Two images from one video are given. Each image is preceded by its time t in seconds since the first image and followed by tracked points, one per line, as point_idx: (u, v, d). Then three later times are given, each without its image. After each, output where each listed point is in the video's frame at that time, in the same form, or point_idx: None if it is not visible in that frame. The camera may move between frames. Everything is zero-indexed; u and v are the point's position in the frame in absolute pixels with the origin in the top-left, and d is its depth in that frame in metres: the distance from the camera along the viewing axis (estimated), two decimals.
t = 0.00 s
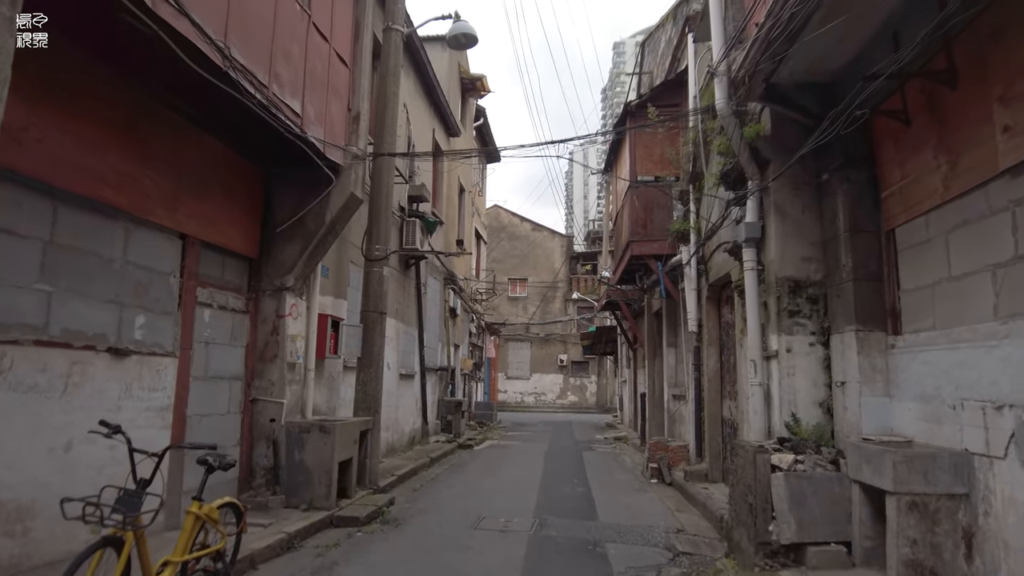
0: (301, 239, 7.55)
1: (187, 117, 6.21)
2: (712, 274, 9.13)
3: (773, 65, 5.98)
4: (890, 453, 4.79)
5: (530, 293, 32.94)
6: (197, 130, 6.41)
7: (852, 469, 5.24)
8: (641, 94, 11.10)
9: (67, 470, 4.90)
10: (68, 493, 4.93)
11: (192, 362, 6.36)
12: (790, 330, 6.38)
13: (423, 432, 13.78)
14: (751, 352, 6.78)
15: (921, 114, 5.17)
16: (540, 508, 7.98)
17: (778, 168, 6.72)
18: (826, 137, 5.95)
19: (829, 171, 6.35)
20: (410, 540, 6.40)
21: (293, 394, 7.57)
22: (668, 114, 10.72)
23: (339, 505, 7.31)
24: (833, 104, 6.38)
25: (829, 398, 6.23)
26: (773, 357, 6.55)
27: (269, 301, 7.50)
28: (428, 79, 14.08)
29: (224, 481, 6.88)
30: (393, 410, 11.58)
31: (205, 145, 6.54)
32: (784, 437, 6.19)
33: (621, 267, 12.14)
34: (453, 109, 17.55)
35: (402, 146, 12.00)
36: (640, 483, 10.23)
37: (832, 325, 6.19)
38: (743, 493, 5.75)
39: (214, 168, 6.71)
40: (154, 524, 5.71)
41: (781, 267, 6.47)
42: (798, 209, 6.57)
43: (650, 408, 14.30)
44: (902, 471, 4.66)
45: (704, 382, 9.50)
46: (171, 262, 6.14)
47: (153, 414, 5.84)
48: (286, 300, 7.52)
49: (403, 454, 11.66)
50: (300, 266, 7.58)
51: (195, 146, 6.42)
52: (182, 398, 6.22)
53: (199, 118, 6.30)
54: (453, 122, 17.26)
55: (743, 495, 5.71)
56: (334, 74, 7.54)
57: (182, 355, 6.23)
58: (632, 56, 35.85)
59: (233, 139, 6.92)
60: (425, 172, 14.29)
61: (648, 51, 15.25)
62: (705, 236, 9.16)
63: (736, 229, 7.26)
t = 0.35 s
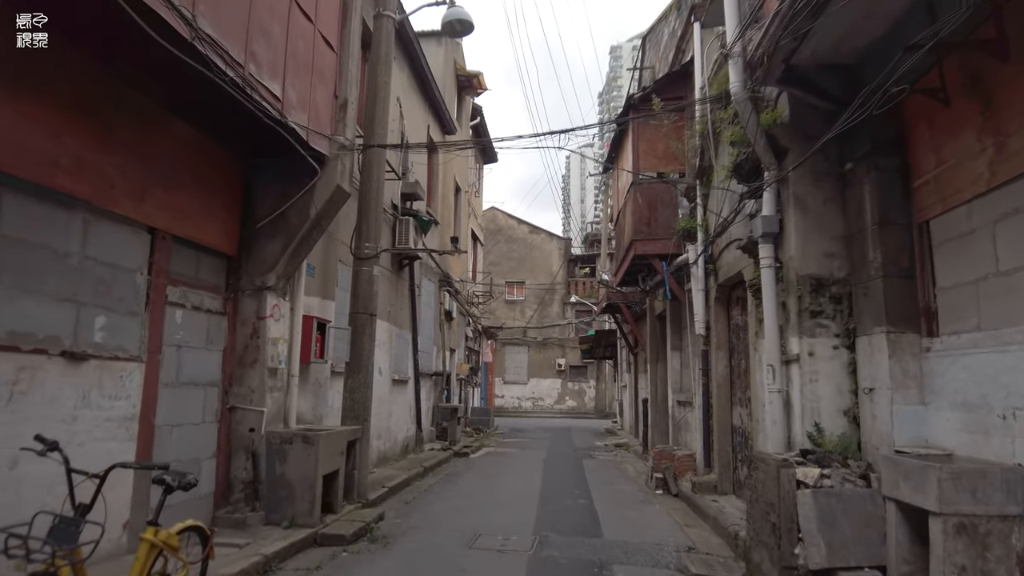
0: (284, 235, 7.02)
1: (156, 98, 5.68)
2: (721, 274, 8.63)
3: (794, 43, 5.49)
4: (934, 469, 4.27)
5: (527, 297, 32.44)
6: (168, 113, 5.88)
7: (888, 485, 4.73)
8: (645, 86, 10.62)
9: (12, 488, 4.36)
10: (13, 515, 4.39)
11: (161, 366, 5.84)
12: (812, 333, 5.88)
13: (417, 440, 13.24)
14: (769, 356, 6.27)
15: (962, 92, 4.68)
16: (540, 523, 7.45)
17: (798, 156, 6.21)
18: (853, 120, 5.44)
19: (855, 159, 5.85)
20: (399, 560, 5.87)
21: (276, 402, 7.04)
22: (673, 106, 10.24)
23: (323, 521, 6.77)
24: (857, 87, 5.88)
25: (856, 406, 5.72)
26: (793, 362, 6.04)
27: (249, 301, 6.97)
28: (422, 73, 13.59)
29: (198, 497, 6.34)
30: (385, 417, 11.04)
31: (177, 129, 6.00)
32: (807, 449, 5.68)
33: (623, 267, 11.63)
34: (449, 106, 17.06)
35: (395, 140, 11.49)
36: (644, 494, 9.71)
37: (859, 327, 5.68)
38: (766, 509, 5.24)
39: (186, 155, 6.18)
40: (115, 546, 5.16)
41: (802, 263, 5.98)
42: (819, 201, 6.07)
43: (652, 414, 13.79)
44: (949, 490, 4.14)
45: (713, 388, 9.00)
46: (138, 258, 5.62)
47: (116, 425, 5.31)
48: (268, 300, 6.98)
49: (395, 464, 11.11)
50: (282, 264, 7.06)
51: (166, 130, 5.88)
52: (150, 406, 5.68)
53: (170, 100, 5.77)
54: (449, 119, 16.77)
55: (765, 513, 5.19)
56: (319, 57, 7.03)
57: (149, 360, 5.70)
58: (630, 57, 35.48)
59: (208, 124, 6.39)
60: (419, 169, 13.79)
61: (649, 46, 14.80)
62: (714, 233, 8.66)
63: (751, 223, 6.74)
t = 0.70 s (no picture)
0: (268, 226, 6.51)
1: (132, 72, 5.18)
2: (737, 270, 8.12)
3: (825, 11, 5.00)
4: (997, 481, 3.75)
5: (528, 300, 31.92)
6: (148, 90, 5.38)
7: (937, 499, 4.20)
8: (653, 75, 10.13)
9: None
10: None
11: (130, 367, 5.32)
12: (843, 329, 5.35)
13: (414, 446, 12.71)
14: (794, 356, 5.74)
15: (1019, 58, 4.19)
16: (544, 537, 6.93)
17: (826, 137, 5.68)
18: (898, 87, 4.87)
19: (890, 139, 5.33)
20: None
21: (259, 406, 6.52)
22: (683, 96, 9.75)
23: (309, 535, 6.24)
24: (892, 61, 5.38)
25: (893, 409, 5.19)
26: (822, 363, 5.51)
27: (230, 297, 6.45)
28: (420, 65, 13.11)
29: (174, 509, 5.82)
30: (380, 423, 10.51)
31: (154, 108, 5.49)
32: (839, 457, 5.15)
33: (630, 266, 11.12)
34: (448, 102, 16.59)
35: (390, 132, 10.98)
36: (653, 504, 9.18)
37: (896, 323, 5.16)
38: (797, 525, 4.71)
39: (162, 137, 5.65)
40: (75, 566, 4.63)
41: (832, 253, 5.47)
42: (849, 187, 5.56)
43: (659, 419, 13.26)
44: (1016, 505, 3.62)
45: (727, 391, 8.48)
46: (104, 246, 5.11)
47: (78, 431, 4.79)
48: (250, 295, 6.47)
49: (391, 472, 10.57)
50: (266, 257, 6.55)
51: (144, 108, 5.38)
52: (117, 411, 5.17)
53: (148, 76, 5.28)
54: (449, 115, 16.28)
55: (799, 530, 4.66)
56: (306, 34, 6.51)
57: (117, 360, 5.18)
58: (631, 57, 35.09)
59: (190, 107, 5.88)
60: (416, 165, 13.29)
61: (654, 38, 14.32)
62: (728, 226, 8.14)
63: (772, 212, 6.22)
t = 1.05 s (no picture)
0: (245, 213, 5.96)
1: (89, 41, 4.68)
2: (751, 264, 7.59)
3: None
4: None
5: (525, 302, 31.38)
6: (141, 85, 5.23)
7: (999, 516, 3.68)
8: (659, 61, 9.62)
9: None
10: None
11: (86, 367, 4.78)
12: (879, 325, 4.83)
13: (407, 452, 12.16)
14: (823, 355, 5.21)
15: None
16: (546, 552, 6.38)
17: (858, 114, 5.14)
18: (948, 49, 4.26)
19: (932, 114, 4.81)
20: None
21: (235, 411, 5.96)
22: (691, 82, 9.23)
23: (289, 552, 5.69)
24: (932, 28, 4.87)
25: (935, 414, 4.67)
26: (854, 362, 4.98)
27: (203, 292, 5.91)
28: (415, 55, 12.58)
29: (137, 524, 5.26)
30: (370, 428, 9.95)
31: (146, 101, 5.31)
32: (877, 467, 4.61)
33: (635, 264, 10.57)
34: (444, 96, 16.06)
35: (381, 122, 10.44)
36: (660, 514, 8.64)
37: (940, 317, 4.64)
38: (833, 545, 4.18)
39: (128, 115, 5.16)
40: None
41: (865, 241, 4.95)
42: (884, 169, 5.05)
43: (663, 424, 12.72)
44: None
45: (739, 394, 7.95)
46: (55, 231, 4.56)
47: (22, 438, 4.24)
48: (225, 290, 5.92)
49: (382, 480, 10.02)
50: (243, 247, 6.00)
51: (136, 103, 5.22)
52: (71, 415, 4.62)
53: (107, 45, 4.78)
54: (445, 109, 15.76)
55: (835, 550, 4.12)
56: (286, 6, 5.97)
57: (70, 358, 4.63)
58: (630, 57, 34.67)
59: (176, 96, 5.66)
60: (410, 158, 12.74)
61: (657, 28, 13.82)
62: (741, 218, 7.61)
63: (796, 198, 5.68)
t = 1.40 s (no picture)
0: (221, 200, 5.44)
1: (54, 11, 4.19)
2: (769, 259, 7.07)
3: None
4: None
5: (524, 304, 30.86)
6: (145, 88, 5.15)
7: None
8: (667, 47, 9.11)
9: None
10: None
11: (35, 367, 4.25)
12: (925, 320, 4.31)
13: (402, 459, 11.61)
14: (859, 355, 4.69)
15: None
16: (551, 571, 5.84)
17: (898, 87, 4.63)
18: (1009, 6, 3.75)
19: (983, 85, 4.30)
20: None
21: (209, 417, 5.43)
22: (702, 67, 8.73)
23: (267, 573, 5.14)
24: None
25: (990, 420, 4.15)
26: (895, 362, 4.46)
27: (173, 286, 5.37)
28: (410, 44, 12.07)
29: (96, 544, 4.71)
30: (362, 435, 9.41)
31: (115, 78, 4.82)
32: (926, 481, 4.08)
33: (641, 261, 10.03)
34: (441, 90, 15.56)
35: (374, 111, 9.91)
36: (669, 526, 8.10)
37: (996, 311, 4.13)
38: (882, 571, 3.66)
39: (96, 94, 4.68)
40: None
41: (908, 228, 4.43)
42: (927, 148, 4.54)
43: (669, 430, 12.18)
44: None
45: (755, 398, 7.42)
46: None
47: None
48: (197, 284, 5.39)
49: (374, 489, 9.48)
50: (218, 238, 5.48)
51: (141, 107, 5.14)
52: (16, 423, 4.09)
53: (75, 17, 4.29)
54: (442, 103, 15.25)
55: None
56: None
57: (15, 358, 4.10)
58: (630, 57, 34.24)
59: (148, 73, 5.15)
60: (405, 152, 12.22)
61: (662, 19, 13.35)
62: (758, 209, 7.09)
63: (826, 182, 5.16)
